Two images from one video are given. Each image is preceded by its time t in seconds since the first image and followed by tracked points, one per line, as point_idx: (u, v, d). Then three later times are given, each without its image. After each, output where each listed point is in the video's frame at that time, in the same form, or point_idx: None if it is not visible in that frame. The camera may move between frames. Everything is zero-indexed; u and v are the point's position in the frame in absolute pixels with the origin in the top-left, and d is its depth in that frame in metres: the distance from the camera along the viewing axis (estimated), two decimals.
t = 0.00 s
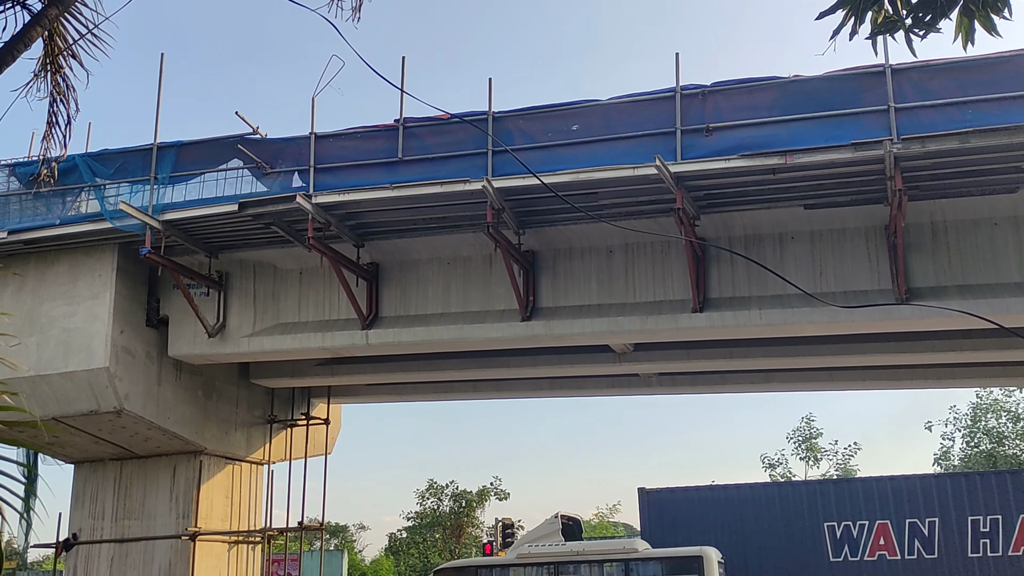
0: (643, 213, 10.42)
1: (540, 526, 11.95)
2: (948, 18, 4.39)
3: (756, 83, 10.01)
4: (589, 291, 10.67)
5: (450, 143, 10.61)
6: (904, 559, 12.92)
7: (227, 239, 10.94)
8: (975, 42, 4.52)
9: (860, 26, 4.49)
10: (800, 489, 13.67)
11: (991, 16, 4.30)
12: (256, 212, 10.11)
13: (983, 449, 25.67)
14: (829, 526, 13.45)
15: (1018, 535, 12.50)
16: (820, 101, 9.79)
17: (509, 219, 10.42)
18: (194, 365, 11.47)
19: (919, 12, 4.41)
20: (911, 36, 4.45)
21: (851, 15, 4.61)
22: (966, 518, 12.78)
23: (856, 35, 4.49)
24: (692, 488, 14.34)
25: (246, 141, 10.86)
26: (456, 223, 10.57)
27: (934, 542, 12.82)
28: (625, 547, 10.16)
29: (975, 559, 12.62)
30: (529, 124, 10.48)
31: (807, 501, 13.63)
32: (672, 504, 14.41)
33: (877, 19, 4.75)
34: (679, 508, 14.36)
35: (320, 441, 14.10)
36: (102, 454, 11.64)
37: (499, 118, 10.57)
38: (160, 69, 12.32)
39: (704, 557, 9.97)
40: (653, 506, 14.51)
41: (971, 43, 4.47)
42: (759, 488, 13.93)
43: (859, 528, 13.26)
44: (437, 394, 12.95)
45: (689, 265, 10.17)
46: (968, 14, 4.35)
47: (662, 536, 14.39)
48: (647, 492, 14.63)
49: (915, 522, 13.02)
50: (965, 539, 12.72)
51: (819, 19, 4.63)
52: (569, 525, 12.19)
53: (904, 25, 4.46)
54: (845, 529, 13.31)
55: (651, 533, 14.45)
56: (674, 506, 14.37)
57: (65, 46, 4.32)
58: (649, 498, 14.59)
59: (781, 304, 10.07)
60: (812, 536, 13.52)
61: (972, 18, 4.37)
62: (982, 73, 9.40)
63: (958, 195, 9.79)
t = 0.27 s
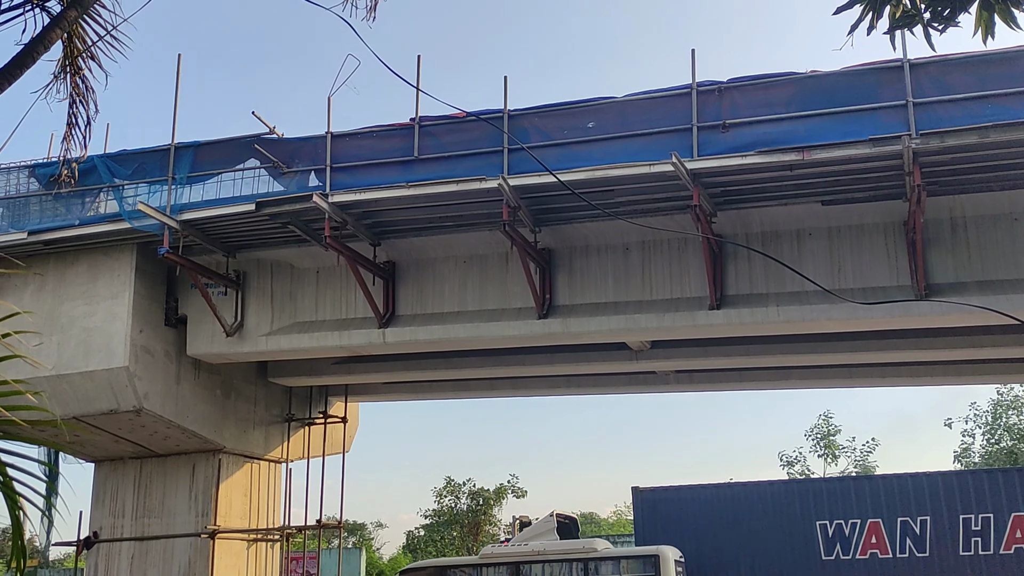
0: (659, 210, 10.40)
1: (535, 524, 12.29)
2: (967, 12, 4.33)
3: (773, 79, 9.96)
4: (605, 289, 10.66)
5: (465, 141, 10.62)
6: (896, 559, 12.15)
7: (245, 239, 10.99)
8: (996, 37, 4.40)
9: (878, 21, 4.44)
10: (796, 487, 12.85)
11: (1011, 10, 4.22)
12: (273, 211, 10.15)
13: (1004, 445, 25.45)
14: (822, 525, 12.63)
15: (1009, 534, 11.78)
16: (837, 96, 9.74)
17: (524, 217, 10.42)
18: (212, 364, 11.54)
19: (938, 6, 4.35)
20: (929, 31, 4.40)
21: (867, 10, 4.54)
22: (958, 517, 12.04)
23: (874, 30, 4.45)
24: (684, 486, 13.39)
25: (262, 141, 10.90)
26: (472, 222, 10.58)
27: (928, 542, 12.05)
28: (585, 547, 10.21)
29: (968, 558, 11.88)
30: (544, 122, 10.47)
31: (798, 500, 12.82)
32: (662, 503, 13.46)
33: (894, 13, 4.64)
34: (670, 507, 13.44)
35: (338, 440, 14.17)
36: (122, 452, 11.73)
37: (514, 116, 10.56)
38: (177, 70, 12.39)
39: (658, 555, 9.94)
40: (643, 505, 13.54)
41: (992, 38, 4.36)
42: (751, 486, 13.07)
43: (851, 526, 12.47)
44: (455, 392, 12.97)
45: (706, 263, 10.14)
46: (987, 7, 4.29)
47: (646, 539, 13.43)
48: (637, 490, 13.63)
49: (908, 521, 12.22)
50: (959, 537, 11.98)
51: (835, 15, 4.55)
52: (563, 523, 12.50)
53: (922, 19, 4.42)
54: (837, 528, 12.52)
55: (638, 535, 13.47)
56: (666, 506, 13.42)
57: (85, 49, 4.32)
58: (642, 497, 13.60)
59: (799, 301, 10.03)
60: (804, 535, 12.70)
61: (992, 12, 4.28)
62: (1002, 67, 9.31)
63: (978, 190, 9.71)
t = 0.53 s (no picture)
0: (675, 207, 10.36)
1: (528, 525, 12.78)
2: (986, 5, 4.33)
3: (789, 74, 9.92)
4: (621, 285, 10.65)
5: (481, 139, 10.62)
6: (883, 556, 12.51)
7: (261, 237, 11.04)
8: (1015, 28, 4.41)
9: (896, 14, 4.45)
10: (780, 486, 13.32)
11: None
12: (289, 209, 10.18)
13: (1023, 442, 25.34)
14: (810, 523, 13.05)
15: (992, 532, 12.08)
16: (855, 91, 9.69)
17: (540, 214, 10.41)
18: (230, 362, 11.60)
19: None
20: (947, 23, 4.41)
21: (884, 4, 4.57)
22: (943, 514, 12.37)
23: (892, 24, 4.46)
24: (672, 486, 13.94)
25: (278, 140, 10.94)
26: (488, 219, 10.58)
27: (914, 539, 12.38)
28: (541, 547, 11.84)
29: (952, 555, 12.19)
30: (559, 119, 10.45)
31: (787, 499, 13.26)
32: (654, 501, 14.02)
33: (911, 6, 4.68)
34: (661, 505, 13.99)
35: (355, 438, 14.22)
36: (141, 450, 11.80)
37: (529, 113, 10.55)
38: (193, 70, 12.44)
39: (611, 555, 11.42)
40: (633, 504, 14.11)
41: (1010, 30, 4.37)
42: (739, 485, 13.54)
43: (838, 524, 12.87)
44: (471, 390, 12.99)
45: (722, 259, 10.11)
46: None
47: (642, 537, 14.01)
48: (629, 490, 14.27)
49: (895, 519, 12.58)
50: (943, 534, 12.29)
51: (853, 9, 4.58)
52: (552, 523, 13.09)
53: (941, 12, 4.42)
54: (824, 527, 12.94)
55: (631, 533, 14.08)
56: (657, 505, 13.98)
57: (103, 49, 4.26)
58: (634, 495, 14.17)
59: (817, 296, 9.99)
60: (792, 533, 13.12)
61: (1011, 4, 4.28)
62: (1021, 60, 9.23)
63: (997, 184, 9.64)
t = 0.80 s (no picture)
0: (690, 203, 10.34)
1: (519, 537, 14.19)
2: None
3: (804, 68, 9.86)
4: (636, 282, 10.64)
5: (495, 135, 10.62)
6: (866, 553, 12.51)
7: (276, 236, 11.08)
8: None
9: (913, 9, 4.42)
10: (765, 484, 13.24)
11: None
12: (304, 208, 10.20)
13: None
14: (792, 521, 13.02)
15: (973, 529, 12.08)
16: (871, 85, 9.62)
17: (554, 211, 10.39)
18: (246, 360, 11.66)
19: None
20: (964, 18, 4.38)
21: None
22: (926, 512, 12.38)
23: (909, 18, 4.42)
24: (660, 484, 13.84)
25: (293, 138, 10.97)
26: (502, 216, 10.58)
27: (897, 535, 12.41)
28: (498, 546, 14.04)
29: (934, 552, 12.20)
30: (573, 115, 10.44)
31: (770, 497, 13.21)
32: (638, 501, 13.97)
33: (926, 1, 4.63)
34: (646, 504, 13.92)
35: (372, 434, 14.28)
36: (159, 448, 11.88)
37: (543, 110, 10.53)
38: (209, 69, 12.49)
39: (565, 553, 13.78)
40: (620, 503, 14.06)
41: None
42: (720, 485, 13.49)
43: (821, 522, 12.85)
44: (487, 387, 13.01)
45: (738, 254, 10.08)
46: None
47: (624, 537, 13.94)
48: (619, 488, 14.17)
49: (878, 516, 12.59)
50: (925, 532, 12.30)
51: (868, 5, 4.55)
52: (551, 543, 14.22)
53: (958, 6, 4.39)
54: (808, 524, 12.90)
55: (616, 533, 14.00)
56: (640, 502, 13.92)
57: (120, 49, 4.27)
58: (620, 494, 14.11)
59: (834, 292, 9.96)
60: (776, 532, 13.05)
61: None
62: None
63: (1015, 178, 9.55)
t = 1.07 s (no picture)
0: (705, 199, 10.31)
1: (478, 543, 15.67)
2: None
3: (819, 63, 9.82)
4: (651, 278, 10.63)
5: (509, 133, 10.61)
6: (845, 551, 12.61)
7: (291, 234, 11.11)
8: None
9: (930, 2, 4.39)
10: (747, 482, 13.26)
11: None
12: (319, 206, 10.22)
13: None
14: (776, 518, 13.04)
15: (953, 526, 12.25)
16: (887, 80, 9.57)
17: (568, 208, 10.38)
18: (262, 359, 11.71)
19: None
20: (981, 11, 4.36)
21: None
22: (906, 509, 12.50)
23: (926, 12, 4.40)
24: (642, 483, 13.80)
25: (307, 137, 10.99)
26: (517, 213, 10.58)
27: (878, 533, 12.51)
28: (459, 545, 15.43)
29: (914, 549, 12.33)
30: (586, 112, 10.42)
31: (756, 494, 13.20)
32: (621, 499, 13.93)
33: None
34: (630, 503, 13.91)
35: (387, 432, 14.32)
36: (176, 446, 11.94)
37: (557, 107, 10.52)
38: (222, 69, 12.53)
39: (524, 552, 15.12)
40: (604, 503, 13.98)
41: None
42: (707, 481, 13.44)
43: (803, 520, 12.89)
44: (502, 384, 13.03)
45: (753, 250, 10.05)
46: None
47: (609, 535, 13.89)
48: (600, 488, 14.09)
49: (858, 514, 12.70)
50: (906, 529, 12.42)
51: None
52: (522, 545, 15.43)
53: None
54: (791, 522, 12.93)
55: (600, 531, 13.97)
56: (624, 500, 13.85)
57: (136, 49, 4.24)
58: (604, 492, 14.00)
59: (850, 287, 9.92)
60: (759, 530, 13.08)
61: None
62: None
63: None
